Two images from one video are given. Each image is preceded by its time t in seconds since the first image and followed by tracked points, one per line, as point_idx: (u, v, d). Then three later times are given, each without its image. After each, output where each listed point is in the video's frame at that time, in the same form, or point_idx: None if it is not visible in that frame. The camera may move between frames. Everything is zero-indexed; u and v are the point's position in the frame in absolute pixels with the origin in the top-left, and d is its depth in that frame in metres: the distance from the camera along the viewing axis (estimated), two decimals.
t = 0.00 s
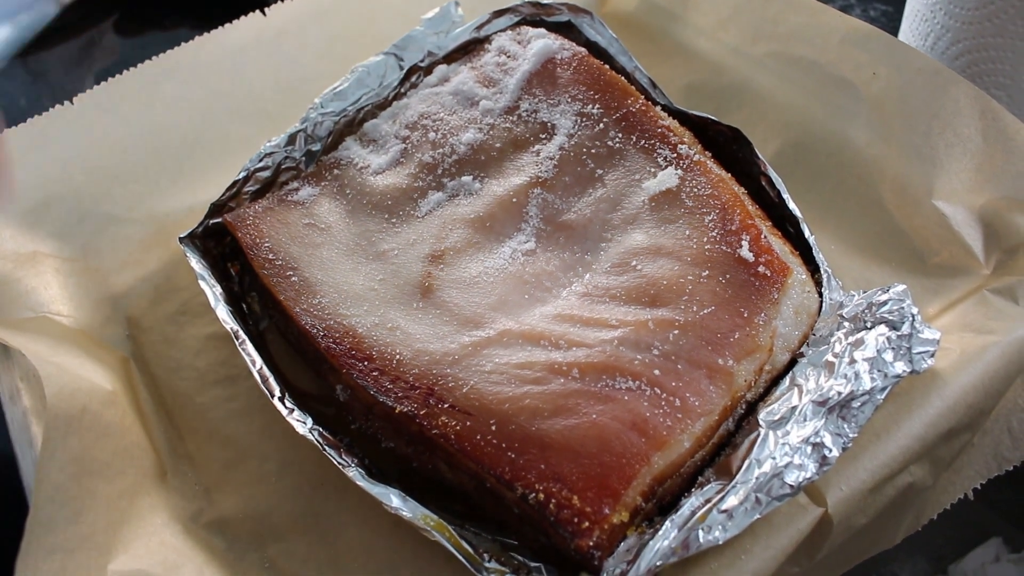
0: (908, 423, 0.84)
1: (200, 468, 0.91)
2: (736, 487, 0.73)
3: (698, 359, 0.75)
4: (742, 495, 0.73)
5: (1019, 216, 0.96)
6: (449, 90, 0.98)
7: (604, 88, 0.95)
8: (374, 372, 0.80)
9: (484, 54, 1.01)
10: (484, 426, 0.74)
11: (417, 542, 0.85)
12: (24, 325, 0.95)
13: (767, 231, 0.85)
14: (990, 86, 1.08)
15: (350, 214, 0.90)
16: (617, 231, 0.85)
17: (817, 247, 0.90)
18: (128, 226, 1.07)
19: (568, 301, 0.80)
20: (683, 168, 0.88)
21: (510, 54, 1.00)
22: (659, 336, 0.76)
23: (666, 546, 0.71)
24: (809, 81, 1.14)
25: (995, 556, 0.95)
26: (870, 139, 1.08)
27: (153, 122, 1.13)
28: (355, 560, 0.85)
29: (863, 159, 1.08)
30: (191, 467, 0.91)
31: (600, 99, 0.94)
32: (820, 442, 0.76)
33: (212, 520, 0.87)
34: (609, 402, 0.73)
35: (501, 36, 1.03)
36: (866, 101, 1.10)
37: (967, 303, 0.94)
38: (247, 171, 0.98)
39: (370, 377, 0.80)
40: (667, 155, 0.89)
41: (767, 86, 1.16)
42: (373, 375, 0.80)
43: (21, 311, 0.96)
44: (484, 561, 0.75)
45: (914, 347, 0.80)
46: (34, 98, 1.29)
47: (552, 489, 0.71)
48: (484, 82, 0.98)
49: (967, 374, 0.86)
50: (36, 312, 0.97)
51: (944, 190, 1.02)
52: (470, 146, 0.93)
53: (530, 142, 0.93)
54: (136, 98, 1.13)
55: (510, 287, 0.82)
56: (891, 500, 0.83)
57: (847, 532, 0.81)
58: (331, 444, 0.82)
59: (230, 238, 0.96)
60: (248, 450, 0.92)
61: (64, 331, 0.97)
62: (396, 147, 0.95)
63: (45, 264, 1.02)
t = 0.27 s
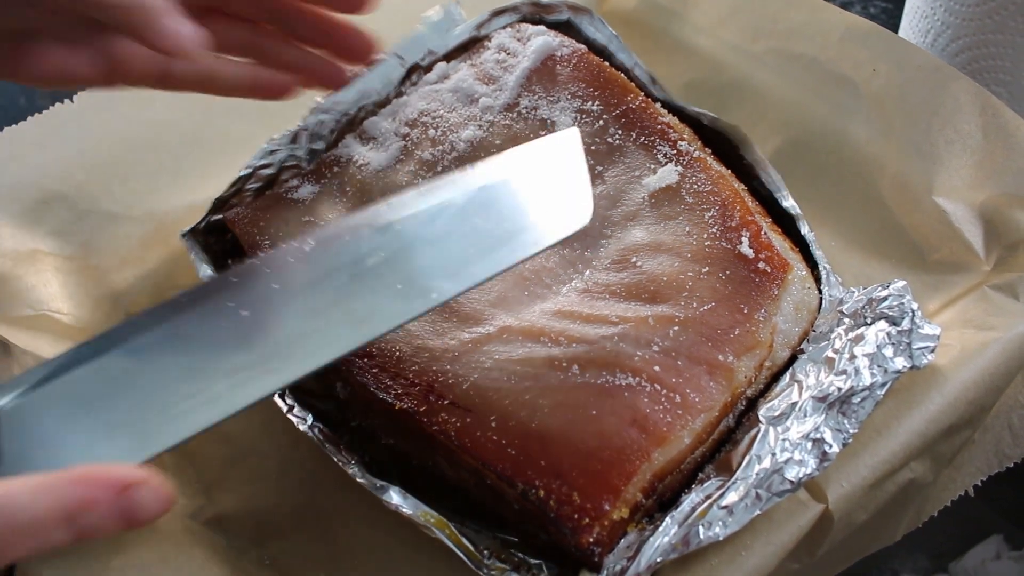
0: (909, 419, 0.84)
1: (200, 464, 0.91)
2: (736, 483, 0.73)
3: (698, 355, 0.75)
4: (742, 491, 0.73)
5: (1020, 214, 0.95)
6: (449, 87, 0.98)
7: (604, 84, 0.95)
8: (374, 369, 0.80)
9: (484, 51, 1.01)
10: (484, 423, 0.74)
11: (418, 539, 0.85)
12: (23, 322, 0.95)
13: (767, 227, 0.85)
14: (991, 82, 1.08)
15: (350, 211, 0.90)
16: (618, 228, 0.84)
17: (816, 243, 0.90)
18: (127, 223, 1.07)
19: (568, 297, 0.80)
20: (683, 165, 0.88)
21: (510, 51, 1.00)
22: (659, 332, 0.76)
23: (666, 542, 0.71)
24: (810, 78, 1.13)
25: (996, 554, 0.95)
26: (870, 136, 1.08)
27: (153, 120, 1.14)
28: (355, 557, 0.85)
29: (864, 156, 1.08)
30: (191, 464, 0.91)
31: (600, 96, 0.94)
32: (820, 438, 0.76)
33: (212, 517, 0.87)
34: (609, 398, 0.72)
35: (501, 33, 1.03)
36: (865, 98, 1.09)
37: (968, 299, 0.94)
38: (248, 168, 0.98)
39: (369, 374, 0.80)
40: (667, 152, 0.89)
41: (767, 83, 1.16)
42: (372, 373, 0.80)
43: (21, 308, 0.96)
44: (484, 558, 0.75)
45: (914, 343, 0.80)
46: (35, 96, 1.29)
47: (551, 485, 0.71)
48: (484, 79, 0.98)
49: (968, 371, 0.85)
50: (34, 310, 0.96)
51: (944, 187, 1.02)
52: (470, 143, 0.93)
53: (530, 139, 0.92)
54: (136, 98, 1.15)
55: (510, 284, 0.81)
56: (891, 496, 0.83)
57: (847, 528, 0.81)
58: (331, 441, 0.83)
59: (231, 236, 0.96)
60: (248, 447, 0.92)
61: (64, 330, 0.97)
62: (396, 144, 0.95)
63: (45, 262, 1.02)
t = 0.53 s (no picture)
0: (909, 413, 0.83)
1: (198, 461, 0.90)
2: (735, 477, 0.73)
3: (697, 349, 0.75)
4: (741, 486, 0.73)
5: (1019, 207, 0.95)
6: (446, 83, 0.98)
7: (602, 79, 0.95)
8: (371, 364, 0.80)
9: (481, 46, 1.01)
10: (482, 418, 0.74)
11: (415, 535, 0.85)
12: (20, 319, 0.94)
13: (765, 222, 0.85)
14: (990, 76, 1.08)
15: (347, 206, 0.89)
16: (616, 222, 0.84)
17: (814, 238, 0.90)
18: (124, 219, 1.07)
19: (566, 292, 0.80)
20: (681, 159, 0.87)
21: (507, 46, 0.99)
22: (658, 326, 0.75)
23: (665, 537, 0.71)
24: (808, 72, 1.13)
25: (996, 549, 0.95)
26: (870, 129, 1.08)
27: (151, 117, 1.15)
28: (354, 553, 0.84)
29: (863, 149, 1.07)
30: (189, 461, 0.90)
31: (597, 91, 0.94)
32: (819, 432, 0.76)
33: (209, 513, 0.86)
34: (607, 393, 0.72)
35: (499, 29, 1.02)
36: (865, 92, 1.09)
37: (968, 293, 0.94)
38: (247, 165, 0.98)
39: (367, 369, 0.80)
40: (664, 146, 0.89)
41: (766, 77, 1.15)
42: (369, 368, 0.80)
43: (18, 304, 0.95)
44: (482, 553, 0.74)
45: (913, 337, 0.79)
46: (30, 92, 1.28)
47: (549, 480, 0.71)
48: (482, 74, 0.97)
49: (967, 364, 0.85)
50: (31, 307, 0.95)
51: (944, 180, 1.01)
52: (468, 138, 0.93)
53: (528, 133, 0.92)
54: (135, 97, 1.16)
55: (508, 279, 0.82)
56: (890, 491, 0.83)
57: (846, 522, 0.81)
58: (330, 436, 0.82)
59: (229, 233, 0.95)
60: (246, 443, 0.92)
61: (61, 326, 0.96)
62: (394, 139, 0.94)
63: (42, 258, 1.01)
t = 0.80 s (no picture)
0: (906, 413, 0.83)
1: (195, 463, 0.90)
2: (733, 479, 0.73)
3: (695, 350, 0.75)
4: (738, 487, 0.73)
5: (1017, 206, 0.95)
6: (443, 83, 0.97)
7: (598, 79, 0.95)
8: (368, 365, 0.80)
9: (478, 47, 1.01)
10: (479, 418, 0.74)
11: (413, 536, 0.85)
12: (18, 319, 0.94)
13: (762, 222, 0.85)
14: (988, 75, 1.08)
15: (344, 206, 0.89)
16: (613, 222, 0.84)
17: (812, 238, 0.89)
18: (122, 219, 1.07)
19: (563, 293, 0.80)
20: (678, 159, 0.87)
21: (505, 47, 0.99)
22: (655, 327, 0.75)
23: (663, 538, 0.71)
24: (805, 72, 1.13)
25: (994, 548, 0.95)
26: (867, 129, 1.08)
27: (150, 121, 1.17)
28: (351, 555, 0.84)
29: (860, 149, 1.07)
30: (186, 464, 0.90)
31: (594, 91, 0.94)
32: (817, 433, 0.76)
33: (206, 515, 0.86)
34: (604, 394, 0.72)
35: (495, 29, 1.02)
36: (863, 91, 1.09)
37: (966, 292, 0.94)
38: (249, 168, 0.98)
39: (364, 370, 0.80)
40: (661, 146, 0.89)
41: (764, 77, 1.15)
42: (366, 369, 0.80)
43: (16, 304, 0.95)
44: (481, 553, 0.74)
45: (910, 337, 0.79)
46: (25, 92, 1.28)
47: (547, 480, 0.71)
48: (478, 75, 0.97)
49: (964, 364, 0.85)
50: (29, 305, 0.96)
51: (942, 180, 1.01)
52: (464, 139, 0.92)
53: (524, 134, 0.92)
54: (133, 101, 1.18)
55: (505, 280, 0.81)
56: (888, 491, 0.82)
57: (843, 523, 0.81)
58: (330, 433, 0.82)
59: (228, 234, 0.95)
60: (243, 445, 0.91)
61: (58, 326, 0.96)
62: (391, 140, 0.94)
63: (39, 259, 1.01)
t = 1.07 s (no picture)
0: (908, 413, 0.83)
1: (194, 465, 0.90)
2: (734, 479, 0.73)
3: (695, 349, 0.74)
4: (740, 487, 0.72)
5: (1019, 205, 0.95)
6: (442, 82, 0.97)
7: (598, 77, 0.94)
8: (367, 365, 0.80)
9: (477, 45, 1.00)
10: (478, 419, 0.74)
11: (413, 537, 0.84)
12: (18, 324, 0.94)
13: (763, 221, 0.84)
14: (989, 74, 1.07)
15: (344, 207, 0.89)
16: (613, 221, 0.84)
17: (813, 237, 0.89)
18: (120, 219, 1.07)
19: (563, 293, 0.79)
20: (678, 158, 0.87)
21: (504, 45, 0.99)
22: (655, 327, 0.75)
23: (663, 540, 0.70)
24: (806, 70, 1.12)
25: (996, 548, 0.94)
26: (868, 127, 1.07)
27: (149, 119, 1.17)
28: (351, 556, 0.84)
29: (861, 147, 1.07)
30: (184, 465, 0.90)
31: (594, 89, 0.93)
32: (817, 433, 0.75)
33: (204, 517, 0.86)
34: (604, 394, 0.72)
35: (494, 27, 1.02)
36: (863, 90, 1.09)
37: (967, 292, 0.93)
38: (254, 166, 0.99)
39: (363, 370, 0.80)
40: (661, 145, 0.88)
41: (764, 75, 1.14)
42: (365, 369, 0.80)
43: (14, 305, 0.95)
44: (480, 554, 0.74)
45: (912, 337, 0.79)
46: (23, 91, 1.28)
47: (547, 481, 0.70)
48: (478, 73, 0.97)
49: (966, 364, 0.85)
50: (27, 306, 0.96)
51: (943, 178, 1.01)
52: (464, 137, 0.92)
53: (524, 133, 0.91)
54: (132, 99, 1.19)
55: (505, 279, 0.81)
56: (890, 491, 0.82)
57: (845, 523, 0.80)
58: (328, 434, 0.82)
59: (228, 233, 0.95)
60: (242, 445, 0.91)
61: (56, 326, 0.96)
62: (390, 139, 0.93)
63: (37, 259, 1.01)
